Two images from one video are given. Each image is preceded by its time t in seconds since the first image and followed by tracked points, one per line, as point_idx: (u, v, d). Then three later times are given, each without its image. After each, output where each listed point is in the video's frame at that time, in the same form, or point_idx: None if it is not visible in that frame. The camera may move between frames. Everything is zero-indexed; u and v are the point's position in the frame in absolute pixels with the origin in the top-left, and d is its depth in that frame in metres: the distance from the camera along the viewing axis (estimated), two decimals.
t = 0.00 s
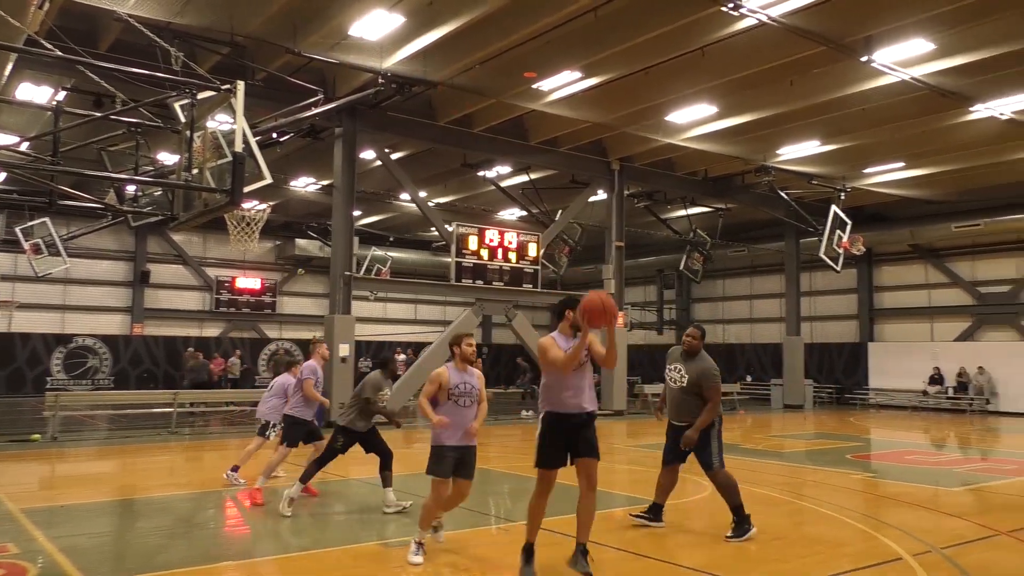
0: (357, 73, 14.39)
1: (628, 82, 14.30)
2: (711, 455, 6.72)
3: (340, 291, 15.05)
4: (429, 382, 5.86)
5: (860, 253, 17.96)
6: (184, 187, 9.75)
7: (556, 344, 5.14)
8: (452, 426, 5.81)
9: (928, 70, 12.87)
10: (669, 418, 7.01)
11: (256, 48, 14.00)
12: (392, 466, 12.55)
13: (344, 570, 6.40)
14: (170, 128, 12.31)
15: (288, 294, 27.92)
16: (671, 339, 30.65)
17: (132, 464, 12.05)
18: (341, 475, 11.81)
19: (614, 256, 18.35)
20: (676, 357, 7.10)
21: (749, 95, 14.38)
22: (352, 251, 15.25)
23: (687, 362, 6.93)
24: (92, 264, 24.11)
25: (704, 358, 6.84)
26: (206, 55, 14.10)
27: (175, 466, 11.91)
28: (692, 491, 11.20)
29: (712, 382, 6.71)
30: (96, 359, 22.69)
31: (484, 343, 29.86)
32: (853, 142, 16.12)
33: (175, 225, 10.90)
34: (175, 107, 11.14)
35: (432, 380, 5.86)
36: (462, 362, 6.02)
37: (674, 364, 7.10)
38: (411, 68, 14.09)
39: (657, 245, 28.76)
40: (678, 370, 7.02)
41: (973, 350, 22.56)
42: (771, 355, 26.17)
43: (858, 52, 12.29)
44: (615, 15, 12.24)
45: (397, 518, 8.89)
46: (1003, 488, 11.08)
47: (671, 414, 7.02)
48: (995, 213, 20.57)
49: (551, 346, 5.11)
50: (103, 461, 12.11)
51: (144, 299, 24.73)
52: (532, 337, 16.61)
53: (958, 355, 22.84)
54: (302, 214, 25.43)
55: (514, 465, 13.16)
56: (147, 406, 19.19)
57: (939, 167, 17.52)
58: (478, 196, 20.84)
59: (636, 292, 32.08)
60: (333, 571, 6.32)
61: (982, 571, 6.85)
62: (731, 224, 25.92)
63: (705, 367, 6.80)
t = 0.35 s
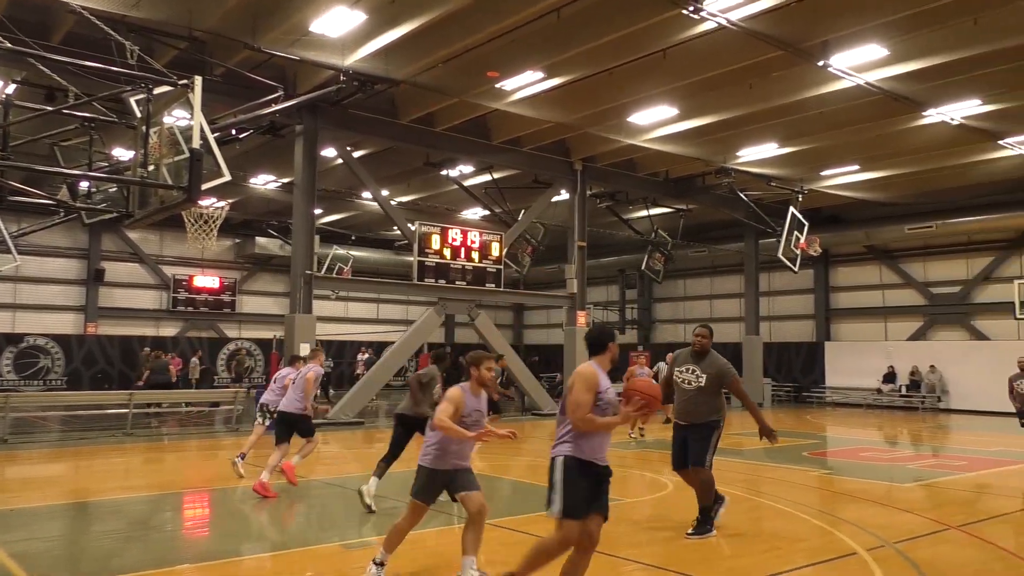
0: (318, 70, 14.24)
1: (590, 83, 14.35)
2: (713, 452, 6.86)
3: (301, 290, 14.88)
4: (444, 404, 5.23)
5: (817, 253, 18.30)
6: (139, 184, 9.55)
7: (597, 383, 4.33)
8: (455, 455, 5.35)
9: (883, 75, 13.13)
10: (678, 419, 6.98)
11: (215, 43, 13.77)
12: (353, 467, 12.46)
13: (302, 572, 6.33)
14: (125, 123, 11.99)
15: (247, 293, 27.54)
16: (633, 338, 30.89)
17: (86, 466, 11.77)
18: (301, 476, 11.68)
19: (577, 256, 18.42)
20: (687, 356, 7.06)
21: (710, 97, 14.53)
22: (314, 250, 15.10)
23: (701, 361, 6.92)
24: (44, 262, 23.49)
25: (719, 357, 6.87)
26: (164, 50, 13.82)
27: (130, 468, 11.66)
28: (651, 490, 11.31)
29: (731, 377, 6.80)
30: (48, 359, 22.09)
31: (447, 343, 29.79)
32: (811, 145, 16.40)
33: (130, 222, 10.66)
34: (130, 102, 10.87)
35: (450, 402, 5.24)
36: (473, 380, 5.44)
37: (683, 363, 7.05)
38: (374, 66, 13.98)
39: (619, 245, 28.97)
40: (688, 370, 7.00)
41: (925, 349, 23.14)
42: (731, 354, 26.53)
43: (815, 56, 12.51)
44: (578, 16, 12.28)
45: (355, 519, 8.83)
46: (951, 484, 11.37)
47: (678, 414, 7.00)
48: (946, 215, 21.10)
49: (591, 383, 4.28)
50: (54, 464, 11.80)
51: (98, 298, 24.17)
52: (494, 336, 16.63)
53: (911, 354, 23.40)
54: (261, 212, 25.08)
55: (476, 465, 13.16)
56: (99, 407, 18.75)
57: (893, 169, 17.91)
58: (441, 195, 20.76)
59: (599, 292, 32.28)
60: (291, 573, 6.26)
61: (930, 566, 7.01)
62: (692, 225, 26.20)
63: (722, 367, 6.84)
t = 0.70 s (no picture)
0: (274, 65, 14.04)
1: (549, 82, 14.39)
2: (709, 443, 6.92)
3: (256, 289, 14.69)
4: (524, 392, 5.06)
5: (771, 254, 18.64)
6: (87, 179, 9.30)
7: (686, 394, 3.66)
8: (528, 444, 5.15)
9: (834, 80, 13.39)
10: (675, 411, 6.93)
11: (168, 37, 13.49)
12: (308, 467, 12.33)
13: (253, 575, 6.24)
14: (73, 116, 11.42)
15: (200, 291, 27.10)
16: (591, 337, 31.11)
17: (31, 469, 11.43)
18: (254, 476, 11.52)
19: (536, 255, 18.48)
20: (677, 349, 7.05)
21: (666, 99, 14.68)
22: (270, 248, 14.90)
23: (694, 351, 6.90)
24: None
25: (711, 346, 6.92)
26: (114, 42, 13.50)
27: (77, 471, 11.36)
28: (607, 488, 11.42)
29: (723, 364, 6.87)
30: None
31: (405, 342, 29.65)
32: (765, 147, 16.68)
33: (77, 218, 10.39)
34: (79, 95, 10.55)
35: (531, 390, 5.07)
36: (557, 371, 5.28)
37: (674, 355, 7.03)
38: (331, 62, 13.83)
39: (577, 244, 29.15)
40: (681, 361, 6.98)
41: (874, 348, 23.73)
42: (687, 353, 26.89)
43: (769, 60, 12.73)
44: (536, 16, 12.31)
45: (309, 520, 8.73)
46: (897, 479, 11.66)
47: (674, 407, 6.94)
48: (894, 217, 21.66)
49: (675, 394, 3.62)
50: None
51: (44, 296, 23.50)
52: (451, 335, 16.63)
53: (860, 352, 23.96)
54: (215, 208, 24.67)
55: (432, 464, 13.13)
56: (42, 408, 18.24)
57: (845, 172, 18.31)
58: (398, 193, 20.66)
59: (557, 291, 32.45)
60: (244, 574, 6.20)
61: (875, 559, 7.18)
62: (649, 225, 26.48)
63: (714, 356, 6.88)
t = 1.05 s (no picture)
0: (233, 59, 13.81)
1: (513, 81, 14.38)
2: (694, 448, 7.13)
3: (213, 286, 14.44)
4: (648, 390, 4.72)
5: (731, 254, 18.88)
6: (36, 172, 9.00)
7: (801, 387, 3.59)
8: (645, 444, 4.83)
9: (792, 83, 13.60)
10: (675, 410, 7.21)
11: (124, 29, 13.19)
12: (266, 467, 12.16)
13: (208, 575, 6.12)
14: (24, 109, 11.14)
15: (156, 289, 26.64)
16: (553, 336, 31.23)
17: None
18: (210, 476, 11.32)
19: (498, 253, 18.47)
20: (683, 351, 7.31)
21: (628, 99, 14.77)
22: (228, 245, 14.68)
23: (696, 353, 7.20)
24: None
25: (711, 350, 7.19)
26: (67, 33, 13.15)
27: (27, 473, 11.05)
28: (568, 485, 11.47)
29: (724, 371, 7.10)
30: None
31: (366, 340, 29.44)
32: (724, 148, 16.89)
33: (27, 213, 10.09)
34: (28, 87, 10.29)
35: (656, 388, 4.75)
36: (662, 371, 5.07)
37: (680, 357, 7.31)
38: (292, 57, 13.66)
39: (539, 243, 29.21)
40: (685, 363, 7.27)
41: (829, 346, 24.18)
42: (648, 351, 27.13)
43: (729, 62, 12.89)
44: (499, 14, 12.29)
45: (266, 520, 8.61)
46: (850, 474, 11.90)
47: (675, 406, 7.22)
48: (849, 218, 22.08)
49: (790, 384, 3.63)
50: None
51: None
52: (413, 333, 16.56)
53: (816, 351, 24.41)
54: (171, 204, 24.21)
55: (394, 463, 13.04)
56: None
57: (803, 173, 18.63)
58: (360, 190, 20.50)
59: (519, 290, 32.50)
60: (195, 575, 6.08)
61: (832, 553, 7.26)
62: (611, 224, 26.66)
63: (714, 359, 7.16)
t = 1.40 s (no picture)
0: (190, 53, 13.58)
1: (475, 80, 14.36)
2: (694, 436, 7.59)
3: (170, 284, 14.19)
4: (717, 377, 5.56)
5: (691, 253, 19.12)
6: None
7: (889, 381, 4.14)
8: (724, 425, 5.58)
9: (750, 85, 13.79)
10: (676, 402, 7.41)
11: (77, 21, 12.88)
12: (224, 468, 12.00)
13: None
14: None
15: (111, 287, 26.10)
16: (515, 335, 31.30)
17: None
18: (166, 478, 11.13)
19: (461, 252, 18.44)
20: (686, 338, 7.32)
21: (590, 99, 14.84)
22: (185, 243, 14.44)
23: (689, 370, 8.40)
24: None
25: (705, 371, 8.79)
26: (16, 24, 12.80)
27: None
28: (529, 485, 11.54)
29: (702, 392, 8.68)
30: None
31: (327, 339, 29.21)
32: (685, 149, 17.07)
33: None
34: None
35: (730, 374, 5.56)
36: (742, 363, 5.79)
37: (692, 347, 7.34)
38: (251, 52, 13.46)
39: (502, 242, 29.25)
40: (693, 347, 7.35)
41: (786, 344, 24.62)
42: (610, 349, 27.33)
43: (689, 64, 13.03)
44: (461, 13, 12.25)
45: (223, 522, 8.50)
46: (806, 471, 12.11)
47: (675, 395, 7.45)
48: (805, 219, 22.49)
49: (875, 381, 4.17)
50: None
51: None
52: (374, 331, 16.46)
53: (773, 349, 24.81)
54: (125, 200, 23.70)
55: (355, 463, 12.97)
56: None
57: (762, 175, 18.91)
58: (321, 188, 20.32)
59: (482, 289, 32.53)
60: None
61: (788, 548, 7.36)
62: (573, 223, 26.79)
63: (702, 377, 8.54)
